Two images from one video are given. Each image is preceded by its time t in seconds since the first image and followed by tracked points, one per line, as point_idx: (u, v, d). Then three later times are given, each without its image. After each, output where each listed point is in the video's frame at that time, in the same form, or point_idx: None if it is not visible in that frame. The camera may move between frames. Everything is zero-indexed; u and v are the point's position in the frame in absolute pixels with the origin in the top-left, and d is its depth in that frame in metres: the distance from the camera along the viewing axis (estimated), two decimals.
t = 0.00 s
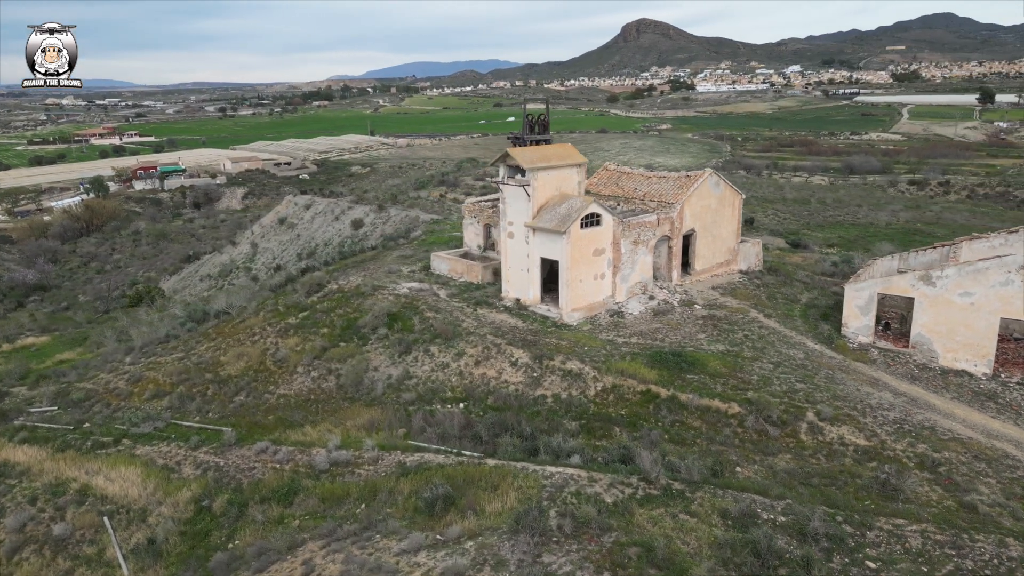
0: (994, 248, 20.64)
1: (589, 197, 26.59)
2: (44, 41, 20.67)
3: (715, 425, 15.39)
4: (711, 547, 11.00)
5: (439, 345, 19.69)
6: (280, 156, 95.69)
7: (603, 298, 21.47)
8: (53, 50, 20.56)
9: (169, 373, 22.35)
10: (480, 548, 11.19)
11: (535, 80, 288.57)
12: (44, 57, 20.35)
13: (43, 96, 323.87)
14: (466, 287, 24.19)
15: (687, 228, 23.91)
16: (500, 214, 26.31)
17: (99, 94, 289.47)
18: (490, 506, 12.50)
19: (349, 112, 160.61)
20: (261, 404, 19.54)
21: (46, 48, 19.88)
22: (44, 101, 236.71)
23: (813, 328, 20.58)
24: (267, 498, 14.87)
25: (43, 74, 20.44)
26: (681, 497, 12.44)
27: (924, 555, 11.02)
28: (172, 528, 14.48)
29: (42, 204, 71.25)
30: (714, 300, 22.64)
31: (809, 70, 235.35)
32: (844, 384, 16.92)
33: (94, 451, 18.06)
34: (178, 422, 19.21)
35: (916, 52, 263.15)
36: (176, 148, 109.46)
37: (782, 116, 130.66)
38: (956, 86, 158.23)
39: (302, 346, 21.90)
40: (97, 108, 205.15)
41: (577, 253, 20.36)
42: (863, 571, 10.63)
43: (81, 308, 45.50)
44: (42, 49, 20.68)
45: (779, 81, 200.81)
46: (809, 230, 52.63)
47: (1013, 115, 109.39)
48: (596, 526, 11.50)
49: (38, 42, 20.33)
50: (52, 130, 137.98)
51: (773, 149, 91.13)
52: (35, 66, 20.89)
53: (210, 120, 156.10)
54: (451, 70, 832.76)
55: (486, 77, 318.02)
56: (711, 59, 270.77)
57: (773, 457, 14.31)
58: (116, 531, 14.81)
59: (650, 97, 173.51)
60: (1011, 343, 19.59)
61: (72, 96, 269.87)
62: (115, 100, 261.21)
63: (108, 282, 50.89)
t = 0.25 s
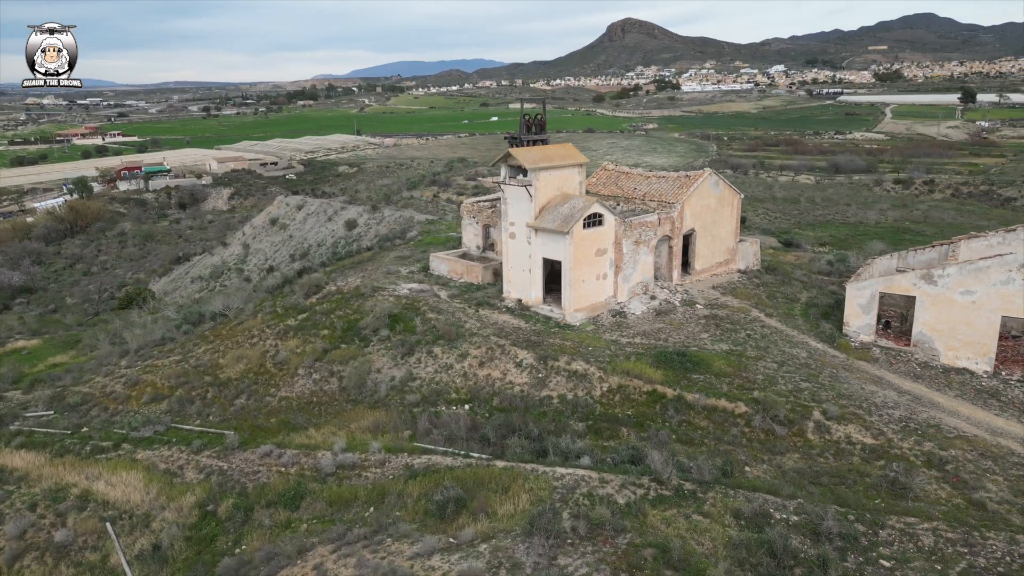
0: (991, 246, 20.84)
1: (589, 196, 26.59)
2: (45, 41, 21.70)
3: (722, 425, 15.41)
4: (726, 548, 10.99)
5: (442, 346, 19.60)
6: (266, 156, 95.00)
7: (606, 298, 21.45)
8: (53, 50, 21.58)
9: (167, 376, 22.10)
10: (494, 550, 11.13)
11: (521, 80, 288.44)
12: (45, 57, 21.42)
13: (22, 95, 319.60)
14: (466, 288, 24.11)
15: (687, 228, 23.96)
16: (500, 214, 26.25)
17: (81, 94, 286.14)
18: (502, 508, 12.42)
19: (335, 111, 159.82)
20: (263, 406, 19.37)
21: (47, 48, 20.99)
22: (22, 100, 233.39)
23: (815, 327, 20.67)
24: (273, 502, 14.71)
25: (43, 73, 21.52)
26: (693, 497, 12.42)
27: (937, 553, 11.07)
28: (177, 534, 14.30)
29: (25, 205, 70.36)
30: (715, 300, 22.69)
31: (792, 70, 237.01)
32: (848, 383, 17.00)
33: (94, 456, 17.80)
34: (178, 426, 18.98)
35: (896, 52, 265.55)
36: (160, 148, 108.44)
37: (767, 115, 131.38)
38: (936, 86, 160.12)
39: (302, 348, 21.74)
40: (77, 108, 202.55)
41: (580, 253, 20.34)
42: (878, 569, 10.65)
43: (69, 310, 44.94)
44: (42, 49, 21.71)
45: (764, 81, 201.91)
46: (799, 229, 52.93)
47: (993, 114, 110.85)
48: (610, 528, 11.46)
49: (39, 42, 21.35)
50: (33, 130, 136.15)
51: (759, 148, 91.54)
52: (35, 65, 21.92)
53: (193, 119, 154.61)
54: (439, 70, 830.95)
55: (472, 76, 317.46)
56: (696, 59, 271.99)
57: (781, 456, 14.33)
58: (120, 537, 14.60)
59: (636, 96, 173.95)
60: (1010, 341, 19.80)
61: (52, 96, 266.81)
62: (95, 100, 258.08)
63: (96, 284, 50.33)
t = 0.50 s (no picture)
0: (990, 244, 21.04)
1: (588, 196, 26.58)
2: (44, 41, 21.52)
3: (730, 424, 15.43)
4: (741, 547, 10.98)
5: (446, 347, 19.51)
6: (253, 156, 94.36)
7: (608, 298, 21.44)
8: (53, 50, 21.40)
9: (166, 379, 21.87)
10: (510, 552, 11.08)
11: (507, 79, 288.05)
12: (44, 57, 21.23)
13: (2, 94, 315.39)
14: (468, 288, 24.02)
15: (688, 227, 24.01)
16: (500, 213, 26.19)
17: (62, 93, 282.13)
18: (515, 510, 12.36)
19: (321, 111, 158.94)
20: (265, 408, 19.19)
21: (47, 48, 20.82)
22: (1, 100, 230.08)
23: (817, 326, 20.77)
24: (280, 505, 14.58)
25: (43, 74, 21.33)
26: (706, 497, 12.41)
27: (950, 551, 11.13)
28: (183, 539, 14.12)
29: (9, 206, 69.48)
30: (717, 299, 22.74)
31: (777, 70, 238.39)
32: (853, 381, 17.08)
33: (95, 460, 17.57)
34: (180, 429, 18.78)
35: (879, 52, 267.94)
36: (145, 148, 107.42)
37: (753, 114, 132.02)
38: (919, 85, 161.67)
39: (303, 349, 21.56)
40: (56, 107, 200.59)
41: (583, 252, 20.32)
42: (893, 568, 10.68)
43: (57, 312, 44.41)
44: (41, 49, 21.52)
45: (749, 81, 202.94)
46: (791, 228, 53.20)
47: (975, 114, 112.07)
48: (625, 528, 11.42)
49: (39, 42, 21.17)
50: (13, 130, 134.33)
51: (746, 148, 91.84)
52: (34, 65, 21.72)
53: (177, 119, 153.14)
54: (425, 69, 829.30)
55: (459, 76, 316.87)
56: (682, 58, 273.02)
57: (790, 455, 14.36)
58: (125, 543, 14.40)
59: (623, 96, 174.25)
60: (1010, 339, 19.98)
61: (31, 96, 263.35)
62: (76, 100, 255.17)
63: (84, 286, 49.77)
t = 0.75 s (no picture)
0: (989, 243, 21.23)
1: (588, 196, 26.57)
2: (44, 41, 21.48)
3: (739, 423, 15.45)
4: (757, 546, 10.97)
5: (451, 347, 19.43)
6: (239, 155, 93.67)
7: (612, 297, 21.43)
8: (53, 50, 21.35)
9: (165, 381, 21.65)
10: (526, 554, 11.02)
11: (494, 79, 287.64)
12: (45, 57, 21.18)
13: None
14: (470, 289, 23.94)
15: (689, 226, 24.07)
16: (500, 213, 26.13)
17: (44, 92, 278.36)
18: (528, 511, 12.30)
19: (307, 111, 158.10)
20: (269, 411, 19.04)
21: (47, 48, 20.78)
22: None
23: (820, 324, 20.86)
24: (288, 508, 14.45)
25: (43, 73, 21.28)
26: (719, 496, 12.40)
27: (963, 548, 11.18)
28: (190, 543, 13.96)
29: None
30: (719, 298, 22.79)
31: (763, 70, 239.63)
32: (859, 379, 17.15)
33: (97, 464, 17.35)
34: (182, 432, 18.59)
35: (864, 52, 270.19)
36: (129, 148, 106.33)
37: (740, 114, 132.60)
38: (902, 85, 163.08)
39: (305, 350, 21.40)
40: (36, 106, 198.33)
41: (587, 252, 20.29)
42: (909, 565, 10.72)
43: (46, 315, 43.89)
44: (41, 49, 21.47)
45: (735, 80, 203.92)
46: (784, 227, 53.41)
47: (959, 114, 113.18)
48: (641, 529, 11.38)
49: (39, 42, 21.12)
50: None
51: (733, 147, 92.10)
52: (34, 65, 21.66)
53: (161, 118, 151.68)
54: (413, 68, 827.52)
55: (445, 75, 316.23)
56: (668, 58, 273.84)
57: (799, 454, 14.40)
58: (131, 548, 14.22)
59: (611, 95, 174.48)
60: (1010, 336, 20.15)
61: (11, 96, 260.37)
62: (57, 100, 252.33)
63: (73, 288, 49.21)
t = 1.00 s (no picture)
0: (989, 242, 21.41)
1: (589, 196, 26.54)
2: (44, 41, 21.44)
3: (748, 423, 15.47)
4: (774, 547, 10.97)
5: (456, 349, 19.36)
6: (227, 156, 92.96)
7: (616, 298, 21.42)
8: (53, 50, 21.29)
9: (166, 384, 21.44)
10: (543, 556, 10.98)
11: (482, 78, 287.24)
12: (44, 57, 21.11)
13: None
14: (472, 289, 23.86)
15: (691, 226, 24.11)
16: (502, 214, 26.08)
17: (25, 92, 274.70)
18: (542, 513, 12.26)
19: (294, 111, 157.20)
20: (273, 413, 18.89)
21: (47, 48, 20.74)
22: None
23: (823, 324, 20.95)
24: (297, 512, 14.33)
25: (43, 74, 21.21)
26: (733, 497, 12.39)
27: (978, 546, 11.23)
28: (198, 548, 13.79)
29: None
30: (722, 298, 22.84)
31: (750, 70, 240.93)
32: (864, 378, 17.24)
33: (99, 469, 17.13)
34: (185, 436, 18.42)
35: (849, 52, 272.32)
36: (114, 148, 105.26)
37: (727, 114, 133.11)
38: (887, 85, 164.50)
39: (308, 352, 21.26)
40: (17, 107, 195.79)
41: (592, 253, 20.29)
42: (925, 564, 10.75)
43: (36, 318, 43.38)
44: (41, 49, 21.41)
45: (722, 80, 204.86)
46: (776, 226, 53.64)
47: (943, 113, 114.28)
48: (657, 530, 11.36)
49: (39, 42, 21.07)
50: None
51: (721, 146, 92.33)
52: (34, 66, 21.58)
53: (146, 118, 150.27)
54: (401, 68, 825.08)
55: (432, 75, 315.15)
56: (655, 58, 274.67)
57: (809, 453, 14.43)
58: (138, 554, 14.03)
59: (598, 94, 174.79)
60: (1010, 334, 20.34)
61: None
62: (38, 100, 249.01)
63: (63, 290, 48.66)
